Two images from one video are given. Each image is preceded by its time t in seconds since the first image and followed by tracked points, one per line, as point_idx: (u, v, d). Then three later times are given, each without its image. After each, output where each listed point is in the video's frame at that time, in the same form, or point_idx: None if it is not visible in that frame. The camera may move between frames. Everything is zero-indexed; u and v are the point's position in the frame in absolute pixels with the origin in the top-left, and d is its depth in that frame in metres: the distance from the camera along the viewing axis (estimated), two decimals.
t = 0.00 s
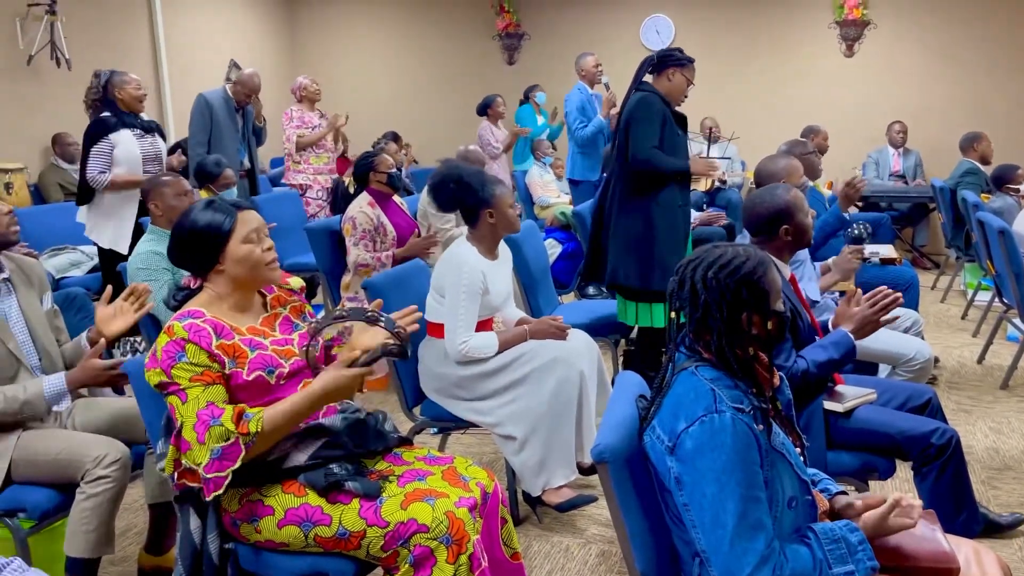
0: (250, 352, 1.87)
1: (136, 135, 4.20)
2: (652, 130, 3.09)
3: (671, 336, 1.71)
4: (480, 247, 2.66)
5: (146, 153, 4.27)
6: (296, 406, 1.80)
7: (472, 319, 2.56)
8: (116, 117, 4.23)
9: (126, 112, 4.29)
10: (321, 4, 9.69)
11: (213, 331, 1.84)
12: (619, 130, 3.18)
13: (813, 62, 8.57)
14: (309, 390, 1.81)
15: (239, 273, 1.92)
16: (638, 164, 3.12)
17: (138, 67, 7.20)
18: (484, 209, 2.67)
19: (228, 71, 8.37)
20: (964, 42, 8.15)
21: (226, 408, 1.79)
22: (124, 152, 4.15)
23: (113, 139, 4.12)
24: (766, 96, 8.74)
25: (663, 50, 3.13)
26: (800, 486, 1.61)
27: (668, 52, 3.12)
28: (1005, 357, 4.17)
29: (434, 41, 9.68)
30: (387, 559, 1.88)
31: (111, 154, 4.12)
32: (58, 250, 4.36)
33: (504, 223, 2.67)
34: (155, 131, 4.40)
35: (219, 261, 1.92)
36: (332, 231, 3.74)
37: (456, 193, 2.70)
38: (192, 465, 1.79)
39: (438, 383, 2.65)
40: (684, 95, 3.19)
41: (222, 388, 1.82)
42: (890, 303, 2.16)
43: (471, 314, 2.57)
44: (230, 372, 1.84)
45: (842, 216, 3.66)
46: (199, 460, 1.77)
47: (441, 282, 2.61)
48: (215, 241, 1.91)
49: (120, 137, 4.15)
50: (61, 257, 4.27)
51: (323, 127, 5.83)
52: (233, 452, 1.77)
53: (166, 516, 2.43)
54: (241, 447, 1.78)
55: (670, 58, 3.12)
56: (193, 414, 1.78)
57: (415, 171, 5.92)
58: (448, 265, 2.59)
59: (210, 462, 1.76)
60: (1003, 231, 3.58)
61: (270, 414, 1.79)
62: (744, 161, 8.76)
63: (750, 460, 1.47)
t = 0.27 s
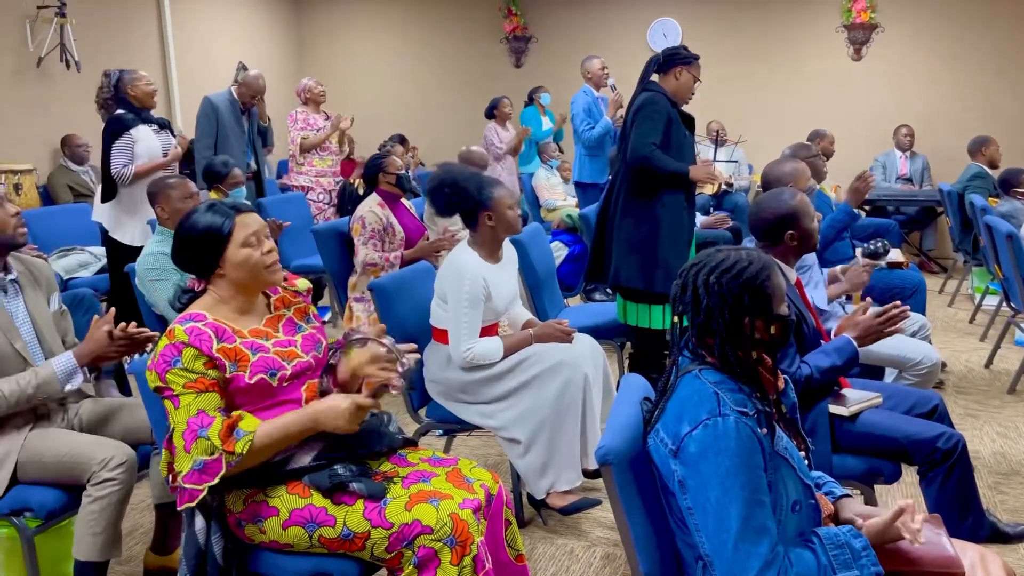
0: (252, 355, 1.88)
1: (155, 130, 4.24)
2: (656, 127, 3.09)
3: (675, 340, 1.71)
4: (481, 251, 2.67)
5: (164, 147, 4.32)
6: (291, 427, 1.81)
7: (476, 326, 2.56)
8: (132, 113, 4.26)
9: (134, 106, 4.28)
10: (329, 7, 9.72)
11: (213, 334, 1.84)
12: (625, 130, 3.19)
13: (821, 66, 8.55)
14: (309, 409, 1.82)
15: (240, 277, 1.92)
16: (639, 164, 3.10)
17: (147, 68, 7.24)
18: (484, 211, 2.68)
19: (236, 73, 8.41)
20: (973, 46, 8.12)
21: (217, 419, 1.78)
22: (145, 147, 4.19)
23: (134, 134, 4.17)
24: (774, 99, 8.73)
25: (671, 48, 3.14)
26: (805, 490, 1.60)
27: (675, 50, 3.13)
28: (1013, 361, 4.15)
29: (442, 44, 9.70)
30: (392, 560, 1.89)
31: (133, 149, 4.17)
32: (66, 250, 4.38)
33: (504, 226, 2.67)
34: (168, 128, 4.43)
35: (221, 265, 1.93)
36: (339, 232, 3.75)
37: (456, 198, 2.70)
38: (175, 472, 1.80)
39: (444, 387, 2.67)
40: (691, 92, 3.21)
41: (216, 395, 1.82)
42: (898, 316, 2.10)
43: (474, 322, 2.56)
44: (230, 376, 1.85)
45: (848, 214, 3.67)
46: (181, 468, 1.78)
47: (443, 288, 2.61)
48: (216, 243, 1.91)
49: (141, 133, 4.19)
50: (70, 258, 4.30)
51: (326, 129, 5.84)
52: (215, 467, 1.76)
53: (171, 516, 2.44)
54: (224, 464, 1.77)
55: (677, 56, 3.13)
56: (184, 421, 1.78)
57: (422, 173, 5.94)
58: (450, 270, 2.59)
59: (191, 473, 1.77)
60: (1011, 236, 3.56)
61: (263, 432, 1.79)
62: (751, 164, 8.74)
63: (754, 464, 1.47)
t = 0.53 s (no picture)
0: (262, 354, 1.89)
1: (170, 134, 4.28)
2: (667, 140, 3.09)
3: (679, 341, 1.71)
4: (483, 253, 2.68)
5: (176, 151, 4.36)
6: (302, 433, 1.82)
7: (478, 326, 2.56)
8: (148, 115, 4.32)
9: (154, 111, 4.36)
10: (340, 9, 9.76)
11: (224, 332, 1.85)
12: (631, 139, 3.17)
13: (832, 68, 8.53)
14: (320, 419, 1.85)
15: (249, 276, 1.93)
16: (653, 176, 3.11)
17: (157, 69, 7.29)
18: (484, 215, 2.68)
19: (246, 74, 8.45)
20: (984, 48, 8.09)
21: (229, 415, 1.80)
22: (158, 149, 4.21)
23: (147, 137, 4.19)
24: (784, 102, 8.70)
25: (673, 51, 3.12)
26: (808, 492, 1.60)
27: (677, 53, 3.11)
28: (1022, 366, 4.12)
29: (451, 45, 9.72)
30: (395, 559, 1.90)
31: (145, 151, 4.19)
32: (77, 249, 4.40)
33: (507, 228, 2.67)
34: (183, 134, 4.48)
35: (230, 264, 1.94)
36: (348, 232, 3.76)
37: (459, 200, 2.71)
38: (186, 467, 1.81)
39: (449, 387, 2.67)
40: (695, 95, 3.20)
41: (229, 392, 1.83)
42: (894, 319, 2.09)
43: (477, 323, 2.57)
44: (240, 374, 1.86)
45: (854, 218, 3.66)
46: (193, 465, 1.78)
47: (446, 289, 2.61)
48: (224, 242, 1.93)
49: (155, 135, 4.22)
50: (81, 257, 4.31)
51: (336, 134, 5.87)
52: (227, 463, 1.77)
53: (178, 514, 2.45)
54: (236, 460, 1.78)
55: (680, 59, 3.11)
56: (196, 417, 1.79)
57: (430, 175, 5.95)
58: (453, 270, 2.59)
59: (203, 470, 1.77)
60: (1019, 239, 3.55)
61: (275, 434, 1.80)
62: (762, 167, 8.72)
63: (756, 465, 1.47)
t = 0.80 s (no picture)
0: (277, 346, 1.91)
1: (175, 129, 4.30)
2: (680, 141, 3.08)
3: (686, 339, 1.71)
4: (502, 248, 2.70)
5: (183, 148, 4.35)
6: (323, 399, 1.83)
7: (491, 320, 2.58)
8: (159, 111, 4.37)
9: (170, 108, 4.37)
10: (353, 10, 9.83)
11: (241, 323, 1.87)
12: (642, 141, 3.15)
13: (847, 70, 8.49)
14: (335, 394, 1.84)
15: (264, 269, 1.95)
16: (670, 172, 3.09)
17: (172, 68, 7.37)
18: (501, 213, 2.69)
19: (259, 74, 8.52)
20: (1000, 49, 8.02)
21: (254, 399, 1.83)
22: (159, 143, 4.27)
23: (150, 130, 4.26)
24: (798, 104, 8.68)
25: (679, 53, 3.11)
26: (814, 491, 1.60)
27: (684, 55, 3.10)
28: None
29: (464, 46, 9.75)
30: (403, 555, 1.91)
31: (146, 143, 4.26)
32: (92, 246, 4.43)
33: (523, 225, 2.69)
34: (196, 131, 4.48)
35: (246, 257, 1.96)
36: (359, 231, 3.78)
37: (472, 198, 2.72)
38: (217, 454, 1.82)
39: (458, 384, 2.68)
40: (701, 98, 3.19)
41: (250, 379, 1.87)
42: (905, 308, 2.07)
43: (490, 316, 2.58)
44: (257, 365, 1.88)
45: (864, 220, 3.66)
46: (225, 449, 1.81)
47: (462, 284, 2.62)
48: (239, 237, 1.95)
49: (159, 129, 4.28)
50: (95, 253, 4.35)
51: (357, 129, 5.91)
52: (260, 443, 1.80)
53: (189, 508, 2.47)
54: (268, 438, 1.81)
55: (686, 62, 3.09)
56: (221, 403, 1.82)
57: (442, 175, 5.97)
58: (469, 267, 2.60)
59: (236, 452, 1.80)
60: None
61: (300, 408, 1.83)
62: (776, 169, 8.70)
63: (762, 464, 1.47)
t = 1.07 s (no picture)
0: (294, 340, 1.93)
1: (187, 125, 4.34)
2: (696, 139, 3.08)
3: (700, 336, 1.71)
4: (522, 243, 2.71)
5: (193, 144, 4.38)
6: (333, 407, 1.87)
7: (512, 311, 2.59)
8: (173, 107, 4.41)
9: (190, 106, 4.44)
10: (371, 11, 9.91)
11: (258, 317, 1.89)
12: (658, 139, 3.15)
13: (864, 71, 8.45)
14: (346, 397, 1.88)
15: (283, 263, 1.97)
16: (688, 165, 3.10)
17: (192, 66, 7.44)
18: (519, 207, 2.71)
19: (276, 73, 8.58)
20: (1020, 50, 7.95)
21: (262, 398, 1.85)
22: (169, 138, 4.30)
23: (160, 124, 4.29)
24: (816, 106, 8.65)
25: (694, 49, 3.11)
26: (828, 489, 1.60)
27: (700, 51, 3.10)
28: None
29: (480, 46, 9.77)
30: (417, 548, 1.92)
31: (156, 137, 4.29)
32: (110, 243, 4.48)
33: (541, 220, 2.70)
34: (212, 129, 4.53)
35: (265, 250, 1.98)
36: (374, 229, 3.80)
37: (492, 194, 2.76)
38: (220, 447, 1.86)
39: (474, 380, 2.69)
40: (718, 93, 3.20)
41: (261, 374, 1.88)
42: (923, 321, 2.11)
43: (510, 309, 2.59)
44: (272, 359, 1.90)
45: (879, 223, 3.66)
46: (227, 444, 1.84)
47: (482, 279, 2.64)
48: (259, 230, 1.97)
49: (169, 124, 4.32)
50: (112, 250, 4.39)
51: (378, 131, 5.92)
52: (260, 444, 1.82)
53: (206, 502, 2.49)
54: (269, 441, 1.83)
55: (702, 58, 3.10)
56: (229, 399, 1.85)
57: (457, 174, 6.00)
58: (489, 262, 2.62)
59: (237, 450, 1.84)
60: None
61: (305, 413, 1.84)
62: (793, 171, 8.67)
63: (775, 460, 1.47)
